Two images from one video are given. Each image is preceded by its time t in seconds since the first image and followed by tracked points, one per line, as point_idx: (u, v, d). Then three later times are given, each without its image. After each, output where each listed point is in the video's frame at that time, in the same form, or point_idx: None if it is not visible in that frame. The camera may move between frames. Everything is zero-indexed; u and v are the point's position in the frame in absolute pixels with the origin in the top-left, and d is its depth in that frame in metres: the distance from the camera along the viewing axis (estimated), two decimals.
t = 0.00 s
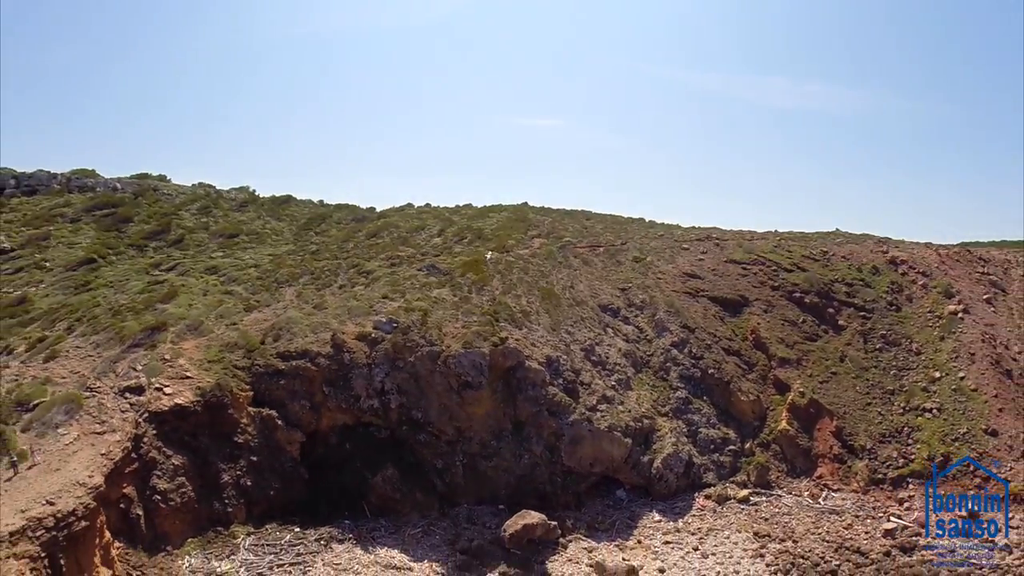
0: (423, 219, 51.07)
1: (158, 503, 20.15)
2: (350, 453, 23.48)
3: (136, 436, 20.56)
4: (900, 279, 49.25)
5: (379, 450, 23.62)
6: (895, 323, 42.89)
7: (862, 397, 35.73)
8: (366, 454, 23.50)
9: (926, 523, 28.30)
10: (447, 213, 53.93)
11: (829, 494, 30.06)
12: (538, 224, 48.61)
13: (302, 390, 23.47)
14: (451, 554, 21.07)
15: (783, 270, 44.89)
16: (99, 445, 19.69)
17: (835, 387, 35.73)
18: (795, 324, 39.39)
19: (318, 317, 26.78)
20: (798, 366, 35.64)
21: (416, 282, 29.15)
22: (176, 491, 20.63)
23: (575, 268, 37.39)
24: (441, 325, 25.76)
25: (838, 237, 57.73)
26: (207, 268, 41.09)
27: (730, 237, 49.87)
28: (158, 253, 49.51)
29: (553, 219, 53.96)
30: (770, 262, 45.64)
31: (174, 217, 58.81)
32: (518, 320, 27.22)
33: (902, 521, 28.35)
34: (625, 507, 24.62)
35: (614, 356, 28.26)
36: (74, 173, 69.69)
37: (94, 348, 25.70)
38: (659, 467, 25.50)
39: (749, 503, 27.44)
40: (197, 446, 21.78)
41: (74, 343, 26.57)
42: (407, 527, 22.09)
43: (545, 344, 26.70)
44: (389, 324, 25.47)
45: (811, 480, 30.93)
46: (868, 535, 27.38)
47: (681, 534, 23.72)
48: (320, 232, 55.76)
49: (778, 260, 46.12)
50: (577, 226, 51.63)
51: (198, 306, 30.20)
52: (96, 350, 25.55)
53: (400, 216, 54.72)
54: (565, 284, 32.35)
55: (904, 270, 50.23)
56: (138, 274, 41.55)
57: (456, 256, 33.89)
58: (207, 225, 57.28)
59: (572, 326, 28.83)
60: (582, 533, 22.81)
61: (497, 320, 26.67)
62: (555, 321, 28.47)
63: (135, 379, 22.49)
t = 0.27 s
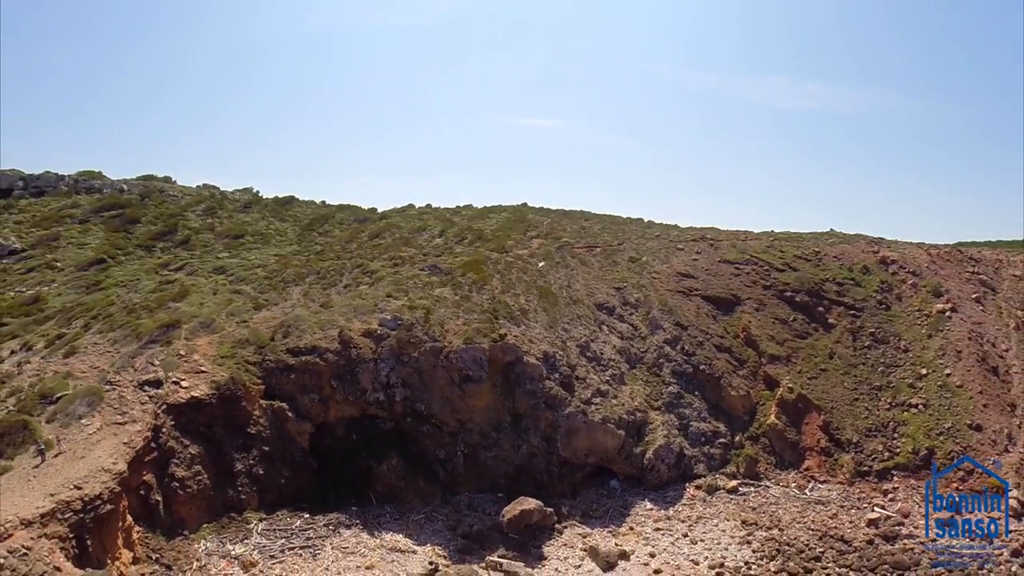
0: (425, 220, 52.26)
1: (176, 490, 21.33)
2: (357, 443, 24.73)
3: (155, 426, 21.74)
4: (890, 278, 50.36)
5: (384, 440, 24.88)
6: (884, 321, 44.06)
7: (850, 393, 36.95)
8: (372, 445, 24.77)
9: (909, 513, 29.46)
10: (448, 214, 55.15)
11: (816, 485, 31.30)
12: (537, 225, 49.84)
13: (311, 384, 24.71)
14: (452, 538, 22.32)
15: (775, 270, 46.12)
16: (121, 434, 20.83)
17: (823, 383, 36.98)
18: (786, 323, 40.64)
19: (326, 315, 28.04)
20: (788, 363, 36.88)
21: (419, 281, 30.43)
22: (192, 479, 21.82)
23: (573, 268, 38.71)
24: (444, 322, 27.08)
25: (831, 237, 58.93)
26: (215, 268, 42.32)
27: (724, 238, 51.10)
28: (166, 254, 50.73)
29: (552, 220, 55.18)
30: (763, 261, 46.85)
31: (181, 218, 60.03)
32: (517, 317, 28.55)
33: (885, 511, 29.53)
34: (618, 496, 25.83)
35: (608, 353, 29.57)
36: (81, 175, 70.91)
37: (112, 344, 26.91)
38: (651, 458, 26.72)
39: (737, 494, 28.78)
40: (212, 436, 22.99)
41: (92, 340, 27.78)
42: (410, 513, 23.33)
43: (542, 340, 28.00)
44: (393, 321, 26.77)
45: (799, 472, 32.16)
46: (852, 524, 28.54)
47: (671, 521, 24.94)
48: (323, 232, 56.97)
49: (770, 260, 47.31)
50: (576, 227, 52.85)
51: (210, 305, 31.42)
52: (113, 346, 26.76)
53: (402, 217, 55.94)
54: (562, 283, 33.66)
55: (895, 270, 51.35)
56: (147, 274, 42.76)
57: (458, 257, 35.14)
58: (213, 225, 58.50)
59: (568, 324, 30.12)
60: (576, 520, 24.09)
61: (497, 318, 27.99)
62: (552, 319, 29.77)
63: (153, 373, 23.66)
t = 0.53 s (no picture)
0: (424, 220, 53.41)
1: (190, 478, 22.41)
2: (361, 435, 25.94)
3: (170, 417, 22.84)
4: (880, 277, 51.50)
5: (388, 432, 26.10)
6: (872, 319, 45.27)
7: (837, 388, 38.16)
8: (375, 436, 25.97)
9: (892, 503, 30.67)
10: (447, 215, 56.34)
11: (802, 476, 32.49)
12: (534, 226, 51.02)
13: (318, 378, 25.90)
14: (452, 525, 23.51)
15: (766, 269, 47.34)
16: (138, 425, 21.87)
17: (811, 379, 38.22)
18: (776, 321, 41.88)
19: (331, 313, 29.24)
20: (777, 360, 38.15)
21: (420, 281, 31.67)
22: (206, 468, 22.93)
23: (568, 268, 40.02)
24: (444, 319, 28.36)
25: (823, 237, 60.17)
26: (220, 268, 43.48)
27: (717, 238, 52.33)
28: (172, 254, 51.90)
29: (549, 221, 56.40)
30: (754, 261, 48.05)
31: (185, 219, 61.18)
32: (514, 315, 29.86)
33: (868, 502, 30.73)
34: (611, 486, 27.00)
35: (601, 350, 30.88)
36: (86, 176, 72.06)
37: (125, 340, 28.05)
38: (643, 449, 27.91)
39: (726, 484, 30.05)
40: (223, 428, 24.13)
41: (106, 337, 28.93)
42: (412, 501, 24.51)
43: (538, 337, 29.30)
44: (396, 318, 28.04)
45: (786, 464, 33.36)
46: (835, 514, 29.72)
47: (661, 509, 26.13)
48: (325, 233, 58.15)
49: (762, 260, 48.49)
50: (572, 228, 54.07)
51: (218, 303, 32.59)
52: (127, 342, 27.89)
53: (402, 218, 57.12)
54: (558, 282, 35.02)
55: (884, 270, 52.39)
56: (154, 273, 43.91)
57: (457, 257, 36.35)
58: (217, 226, 59.67)
59: (563, 321, 31.39)
60: (571, 508, 25.30)
61: (495, 315, 29.29)
62: (547, 317, 31.07)
63: (167, 368, 24.79)
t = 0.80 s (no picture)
0: (424, 221, 54.60)
1: (203, 467, 23.62)
2: (365, 427, 27.19)
3: (185, 409, 24.03)
4: (869, 277, 52.69)
5: (390, 424, 27.35)
6: (861, 318, 46.51)
7: (823, 384, 39.41)
8: (379, 428, 27.24)
9: (875, 494, 31.97)
10: (446, 215, 57.58)
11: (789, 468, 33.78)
12: (532, 226, 52.29)
13: (324, 372, 27.16)
14: (453, 511, 24.77)
15: (757, 269, 48.62)
16: (155, 416, 23.06)
17: (799, 375, 39.50)
18: (766, 319, 43.17)
19: (336, 310, 30.49)
20: (766, 357, 39.47)
21: (421, 280, 32.96)
22: (218, 457, 24.13)
23: (564, 268, 41.36)
24: (445, 316, 29.66)
25: (815, 238, 61.46)
26: (226, 268, 44.71)
27: (710, 239, 53.61)
28: (177, 254, 53.12)
29: (547, 221, 57.68)
30: (745, 261, 49.29)
31: (189, 219, 62.38)
32: (511, 313, 31.16)
33: (852, 492, 32.04)
34: (604, 476, 28.27)
35: (594, 346, 32.20)
36: (91, 177, 73.27)
37: (139, 337, 29.27)
38: (635, 441, 29.17)
39: (715, 475, 31.40)
40: (234, 420, 25.34)
41: (120, 334, 30.15)
42: (414, 490, 25.75)
43: (535, 334, 30.60)
44: (398, 316, 29.32)
45: (774, 457, 34.57)
46: (820, 503, 31.01)
47: (652, 498, 27.41)
48: (327, 233, 59.37)
49: (753, 260, 49.71)
50: (569, 228, 55.33)
51: (226, 301, 33.82)
52: (140, 339, 29.12)
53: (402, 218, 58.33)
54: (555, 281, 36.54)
55: (874, 269, 53.45)
56: (162, 273, 45.12)
57: (456, 257, 37.60)
58: (220, 226, 60.88)
59: (559, 319, 32.69)
60: (565, 496, 26.56)
61: (493, 313, 30.60)
62: (543, 315, 32.37)
63: (181, 363, 26.01)
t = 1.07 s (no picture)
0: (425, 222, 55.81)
1: (217, 457, 24.88)
2: (370, 420, 28.51)
3: (199, 402, 25.31)
4: (860, 276, 53.92)
5: (394, 417, 28.66)
6: (850, 317, 47.77)
7: (812, 380, 40.67)
8: (383, 421, 28.55)
9: (859, 486, 33.26)
10: (446, 216, 58.84)
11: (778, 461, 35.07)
12: (530, 227, 53.60)
13: (331, 368, 28.48)
14: (453, 499, 26.07)
15: (749, 269, 49.91)
16: (172, 408, 24.32)
17: (789, 372, 40.79)
18: (757, 318, 44.48)
19: (341, 309, 31.78)
20: (757, 354, 40.83)
21: (423, 280, 34.27)
22: (230, 448, 25.41)
23: (561, 269, 42.70)
24: (446, 315, 31.00)
25: (807, 238, 62.74)
26: (233, 267, 45.97)
27: (704, 239, 54.90)
28: (184, 254, 54.38)
29: (545, 222, 58.95)
30: (738, 262, 50.55)
31: (194, 220, 63.62)
32: (510, 312, 32.50)
33: (837, 484, 33.35)
34: (598, 467, 29.55)
35: (589, 343, 33.53)
36: (97, 178, 74.51)
37: (153, 334, 30.52)
38: (628, 433, 30.47)
39: (705, 467, 32.78)
40: (246, 412, 26.63)
41: (133, 331, 31.40)
42: (417, 480, 27.03)
43: (532, 332, 31.93)
44: (401, 313, 30.65)
45: (762, 450, 35.84)
46: (806, 494, 32.31)
47: (644, 488, 28.71)
48: (329, 234, 60.65)
49: (745, 261, 50.96)
50: (566, 229, 56.60)
51: (235, 300, 35.09)
52: (154, 336, 30.37)
53: (403, 219, 59.59)
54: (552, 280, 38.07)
55: (864, 269, 54.53)
56: (170, 273, 46.35)
57: (457, 257, 38.90)
58: (225, 227, 62.13)
59: (556, 317, 34.02)
60: (560, 486, 27.86)
61: (492, 311, 31.95)
62: (540, 314, 33.69)
63: (194, 358, 27.26)
